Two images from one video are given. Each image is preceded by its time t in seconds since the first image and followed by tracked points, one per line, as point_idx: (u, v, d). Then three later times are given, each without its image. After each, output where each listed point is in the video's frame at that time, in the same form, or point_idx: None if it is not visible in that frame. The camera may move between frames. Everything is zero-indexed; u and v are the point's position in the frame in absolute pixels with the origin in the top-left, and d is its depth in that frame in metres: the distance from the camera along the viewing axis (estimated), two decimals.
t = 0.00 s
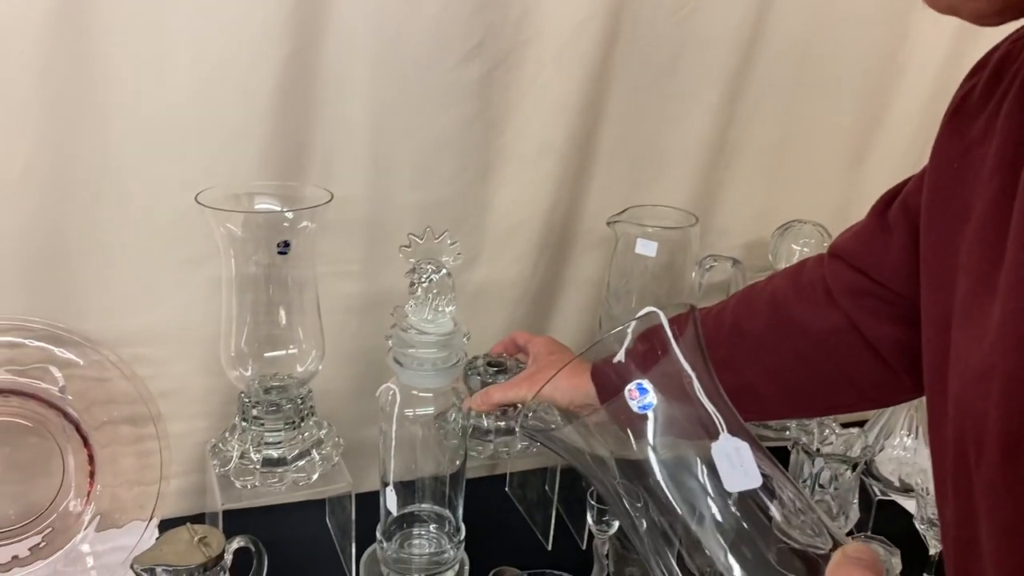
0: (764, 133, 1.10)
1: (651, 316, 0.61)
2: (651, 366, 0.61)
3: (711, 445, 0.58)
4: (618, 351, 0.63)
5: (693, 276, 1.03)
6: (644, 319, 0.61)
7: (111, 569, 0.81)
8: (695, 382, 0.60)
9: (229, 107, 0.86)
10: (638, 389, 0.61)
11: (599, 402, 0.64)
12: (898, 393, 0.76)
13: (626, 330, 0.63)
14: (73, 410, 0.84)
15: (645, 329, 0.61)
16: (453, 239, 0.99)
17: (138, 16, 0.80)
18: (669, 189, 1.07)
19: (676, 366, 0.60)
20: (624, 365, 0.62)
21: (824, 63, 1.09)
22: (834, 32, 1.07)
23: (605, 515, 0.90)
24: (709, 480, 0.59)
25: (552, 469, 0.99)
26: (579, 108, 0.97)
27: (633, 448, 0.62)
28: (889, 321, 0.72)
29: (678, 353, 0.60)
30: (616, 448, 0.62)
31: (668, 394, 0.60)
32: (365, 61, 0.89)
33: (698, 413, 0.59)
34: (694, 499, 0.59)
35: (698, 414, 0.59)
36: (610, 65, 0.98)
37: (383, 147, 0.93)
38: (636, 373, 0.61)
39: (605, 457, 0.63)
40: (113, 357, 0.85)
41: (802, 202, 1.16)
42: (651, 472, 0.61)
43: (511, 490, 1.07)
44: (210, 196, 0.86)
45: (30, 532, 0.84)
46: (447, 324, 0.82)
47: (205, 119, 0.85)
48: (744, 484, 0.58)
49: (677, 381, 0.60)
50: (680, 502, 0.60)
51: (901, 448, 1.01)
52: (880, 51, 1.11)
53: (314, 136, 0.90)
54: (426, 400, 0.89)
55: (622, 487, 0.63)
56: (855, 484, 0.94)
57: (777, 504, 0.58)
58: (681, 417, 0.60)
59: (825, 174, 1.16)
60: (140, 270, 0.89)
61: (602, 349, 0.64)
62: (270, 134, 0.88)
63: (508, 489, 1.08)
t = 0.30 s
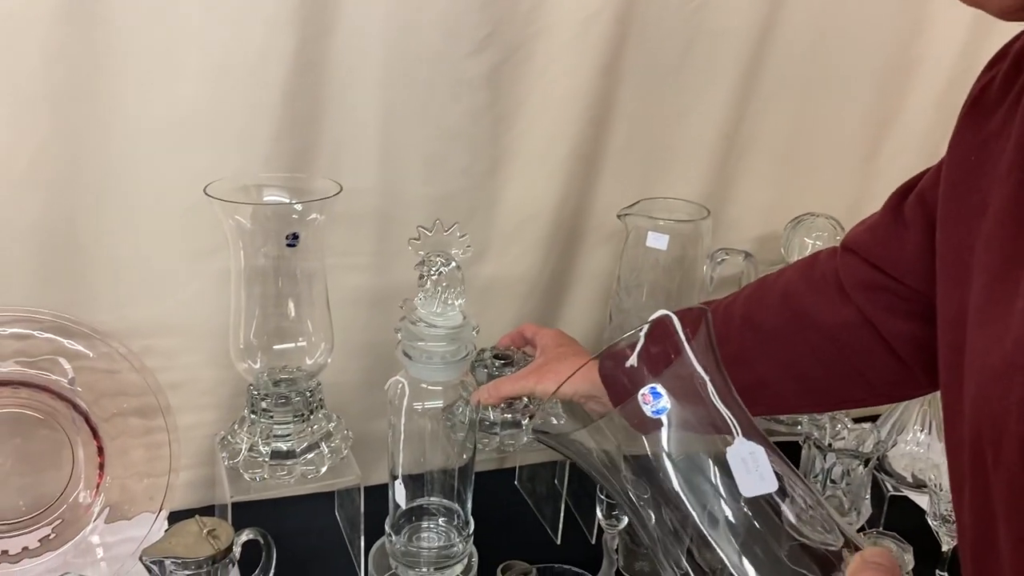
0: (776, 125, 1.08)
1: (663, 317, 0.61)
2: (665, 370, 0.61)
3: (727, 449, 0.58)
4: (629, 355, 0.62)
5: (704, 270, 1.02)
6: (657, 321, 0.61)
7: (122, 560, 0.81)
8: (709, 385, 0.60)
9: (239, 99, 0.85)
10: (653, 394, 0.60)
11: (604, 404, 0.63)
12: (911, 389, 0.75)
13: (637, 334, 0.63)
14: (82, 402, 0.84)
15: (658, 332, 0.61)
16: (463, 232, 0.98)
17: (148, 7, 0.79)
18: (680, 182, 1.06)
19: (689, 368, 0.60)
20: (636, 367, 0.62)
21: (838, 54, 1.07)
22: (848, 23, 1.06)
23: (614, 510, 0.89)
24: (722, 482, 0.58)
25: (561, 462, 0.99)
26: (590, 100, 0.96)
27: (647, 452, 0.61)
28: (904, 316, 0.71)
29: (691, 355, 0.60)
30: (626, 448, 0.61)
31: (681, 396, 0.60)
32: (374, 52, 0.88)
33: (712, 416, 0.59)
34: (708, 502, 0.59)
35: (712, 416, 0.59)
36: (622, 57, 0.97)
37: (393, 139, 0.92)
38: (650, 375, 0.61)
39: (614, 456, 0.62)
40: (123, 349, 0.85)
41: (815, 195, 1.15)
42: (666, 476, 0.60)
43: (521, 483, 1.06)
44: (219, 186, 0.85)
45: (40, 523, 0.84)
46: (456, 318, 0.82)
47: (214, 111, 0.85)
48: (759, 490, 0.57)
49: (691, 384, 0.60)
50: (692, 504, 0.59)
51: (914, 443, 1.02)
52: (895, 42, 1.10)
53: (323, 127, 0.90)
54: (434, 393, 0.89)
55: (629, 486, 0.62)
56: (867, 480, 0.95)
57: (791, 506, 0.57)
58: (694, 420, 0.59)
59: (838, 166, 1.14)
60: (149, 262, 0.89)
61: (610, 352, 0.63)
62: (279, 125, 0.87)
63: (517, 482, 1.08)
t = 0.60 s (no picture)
0: (784, 121, 1.08)
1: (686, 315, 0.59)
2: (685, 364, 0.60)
3: (744, 445, 0.58)
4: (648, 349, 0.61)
5: (711, 266, 1.01)
6: (678, 316, 0.59)
7: (130, 554, 0.82)
8: (729, 381, 0.59)
9: (247, 95, 0.85)
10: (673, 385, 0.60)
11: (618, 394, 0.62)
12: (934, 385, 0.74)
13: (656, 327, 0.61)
14: (91, 397, 0.84)
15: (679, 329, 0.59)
16: (470, 228, 0.98)
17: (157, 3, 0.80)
18: (688, 178, 1.06)
19: (709, 365, 0.59)
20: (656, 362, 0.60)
21: (848, 50, 1.07)
22: (857, 18, 1.05)
23: (621, 507, 0.89)
24: (737, 476, 0.59)
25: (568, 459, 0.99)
26: (598, 95, 0.96)
27: (664, 445, 0.61)
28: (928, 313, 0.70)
29: (711, 352, 0.59)
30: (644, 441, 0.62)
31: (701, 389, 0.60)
32: (381, 47, 0.88)
33: (730, 410, 0.59)
34: (723, 496, 0.59)
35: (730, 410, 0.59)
36: (629, 53, 0.97)
37: (400, 136, 0.92)
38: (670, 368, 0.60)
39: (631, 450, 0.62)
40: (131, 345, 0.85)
41: (823, 191, 1.15)
42: (681, 468, 0.61)
43: (527, 480, 1.07)
44: (227, 183, 0.86)
45: (49, 518, 0.84)
46: (463, 314, 0.81)
47: (222, 107, 0.85)
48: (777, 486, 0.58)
49: (712, 379, 0.59)
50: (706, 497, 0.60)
51: (921, 441, 1.04)
52: (905, 38, 1.09)
53: (331, 124, 0.90)
54: (441, 389, 0.89)
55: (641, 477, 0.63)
56: (874, 478, 0.94)
57: (806, 502, 0.58)
58: (713, 415, 0.59)
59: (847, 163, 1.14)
60: (157, 257, 0.89)
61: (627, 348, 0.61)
62: (286, 121, 0.88)
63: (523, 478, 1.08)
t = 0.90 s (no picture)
0: (790, 118, 1.08)
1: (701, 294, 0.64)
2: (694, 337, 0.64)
3: (749, 426, 0.61)
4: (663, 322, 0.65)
5: (717, 263, 1.01)
6: (694, 294, 0.64)
7: (136, 549, 0.82)
8: (739, 364, 0.63)
9: (252, 91, 0.85)
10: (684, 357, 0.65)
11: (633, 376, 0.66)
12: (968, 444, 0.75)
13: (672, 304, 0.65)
14: (97, 393, 0.85)
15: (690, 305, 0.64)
16: (474, 225, 0.98)
17: None
18: (693, 175, 1.06)
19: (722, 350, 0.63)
20: (670, 337, 0.65)
21: (854, 46, 1.06)
22: (865, 14, 1.05)
23: (626, 504, 0.89)
24: (742, 465, 0.62)
25: (573, 455, 0.98)
26: (604, 91, 0.96)
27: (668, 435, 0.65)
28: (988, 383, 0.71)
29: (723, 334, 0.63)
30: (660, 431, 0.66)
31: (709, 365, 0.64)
32: (386, 43, 0.88)
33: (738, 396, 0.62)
34: (726, 484, 0.62)
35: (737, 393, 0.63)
36: (635, 49, 0.97)
37: (405, 132, 0.92)
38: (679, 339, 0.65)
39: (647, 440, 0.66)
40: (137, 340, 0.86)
41: (829, 188, 1.14)
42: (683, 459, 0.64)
43: (532, 476, 1.07)
44: (231, 179, 0.85)
45: (55, 512, 0.85)
46: (468, 311, 0.82)
47: (228, 103, 0.85)
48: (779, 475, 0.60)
49: (719, 357, 0.63)
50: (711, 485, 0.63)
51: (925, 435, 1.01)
52: (912, 34, 1.09)
53: (336, 120, 0.90)
54: (445, 385, 0.90)
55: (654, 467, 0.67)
56: (880, 475, 0.95)
57: (807, 495, 0.59)
58: (718, 399, 0.63)
59: (852, 160, 1.14)
60: (163, 253, 0.89)
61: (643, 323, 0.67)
62: (292, 118, 0.88)
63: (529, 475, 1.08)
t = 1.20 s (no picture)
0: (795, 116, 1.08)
1: (768, 266, 0.54)
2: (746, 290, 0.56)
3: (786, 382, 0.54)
4: (707, 285, 0.55)
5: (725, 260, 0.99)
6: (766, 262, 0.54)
7: (143, 545, 0.83)
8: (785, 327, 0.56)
9: (258, 90, 0.85)
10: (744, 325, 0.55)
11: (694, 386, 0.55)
12: None
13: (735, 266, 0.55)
14: (103, 390, 0.85)
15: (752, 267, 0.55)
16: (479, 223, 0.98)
17: None
18: (698, 173, 1.06)
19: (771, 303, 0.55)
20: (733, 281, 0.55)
21: (860, 44, 1.06)
22: (871, 11, 1.05)
23: (631, 502, 0.90)
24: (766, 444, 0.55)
25: (579, 454, 0.97)
26: (609, 89, 0.96)
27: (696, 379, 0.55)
28: None
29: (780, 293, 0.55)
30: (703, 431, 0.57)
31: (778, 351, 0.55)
32: (392, 42, 0.88)
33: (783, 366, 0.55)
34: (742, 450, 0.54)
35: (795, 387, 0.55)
36: (640, 47, 0.97)
37: (410, 130, 0.92)
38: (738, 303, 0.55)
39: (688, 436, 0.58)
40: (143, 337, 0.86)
41: (834, 186, 1.14)
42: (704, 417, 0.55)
43: (536, 474, 1.07)
44: (237, 177, 0.85)
45: (62, 509, 0.85)
46: (473, 309, 0.82)
47: (233, 101, 0.85)
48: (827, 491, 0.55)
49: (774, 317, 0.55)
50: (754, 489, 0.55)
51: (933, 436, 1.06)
52: (918, 32, 1.08)
53: (341, 118, 0.90)
54: (451, 383, 0.90)
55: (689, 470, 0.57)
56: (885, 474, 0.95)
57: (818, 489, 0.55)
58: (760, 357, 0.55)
59: (857, 158, 1.14)
60: (170, 251, 0.90)
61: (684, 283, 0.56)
62: (298, 116, 0.88)
63: (534, 473, 1.08)
